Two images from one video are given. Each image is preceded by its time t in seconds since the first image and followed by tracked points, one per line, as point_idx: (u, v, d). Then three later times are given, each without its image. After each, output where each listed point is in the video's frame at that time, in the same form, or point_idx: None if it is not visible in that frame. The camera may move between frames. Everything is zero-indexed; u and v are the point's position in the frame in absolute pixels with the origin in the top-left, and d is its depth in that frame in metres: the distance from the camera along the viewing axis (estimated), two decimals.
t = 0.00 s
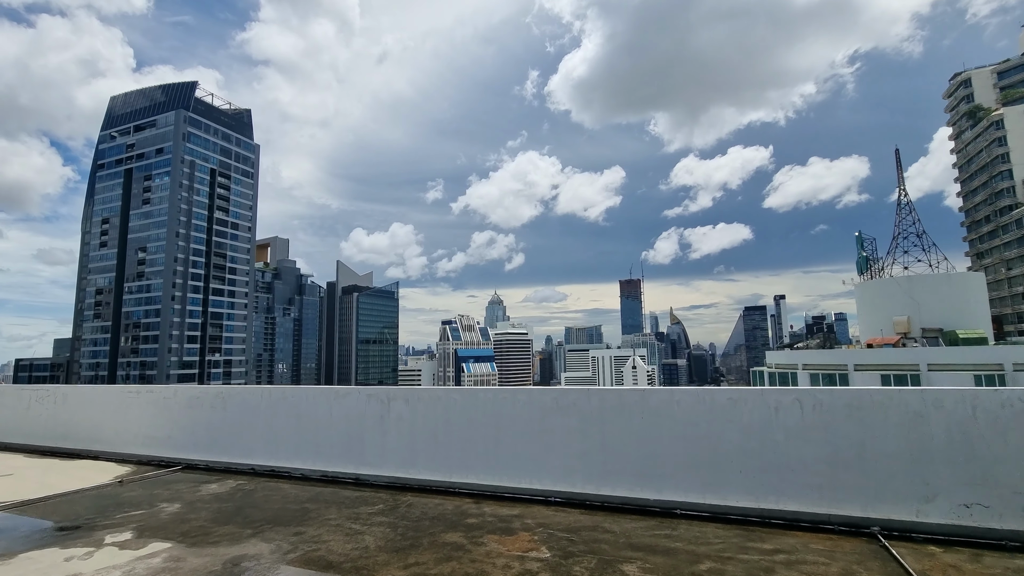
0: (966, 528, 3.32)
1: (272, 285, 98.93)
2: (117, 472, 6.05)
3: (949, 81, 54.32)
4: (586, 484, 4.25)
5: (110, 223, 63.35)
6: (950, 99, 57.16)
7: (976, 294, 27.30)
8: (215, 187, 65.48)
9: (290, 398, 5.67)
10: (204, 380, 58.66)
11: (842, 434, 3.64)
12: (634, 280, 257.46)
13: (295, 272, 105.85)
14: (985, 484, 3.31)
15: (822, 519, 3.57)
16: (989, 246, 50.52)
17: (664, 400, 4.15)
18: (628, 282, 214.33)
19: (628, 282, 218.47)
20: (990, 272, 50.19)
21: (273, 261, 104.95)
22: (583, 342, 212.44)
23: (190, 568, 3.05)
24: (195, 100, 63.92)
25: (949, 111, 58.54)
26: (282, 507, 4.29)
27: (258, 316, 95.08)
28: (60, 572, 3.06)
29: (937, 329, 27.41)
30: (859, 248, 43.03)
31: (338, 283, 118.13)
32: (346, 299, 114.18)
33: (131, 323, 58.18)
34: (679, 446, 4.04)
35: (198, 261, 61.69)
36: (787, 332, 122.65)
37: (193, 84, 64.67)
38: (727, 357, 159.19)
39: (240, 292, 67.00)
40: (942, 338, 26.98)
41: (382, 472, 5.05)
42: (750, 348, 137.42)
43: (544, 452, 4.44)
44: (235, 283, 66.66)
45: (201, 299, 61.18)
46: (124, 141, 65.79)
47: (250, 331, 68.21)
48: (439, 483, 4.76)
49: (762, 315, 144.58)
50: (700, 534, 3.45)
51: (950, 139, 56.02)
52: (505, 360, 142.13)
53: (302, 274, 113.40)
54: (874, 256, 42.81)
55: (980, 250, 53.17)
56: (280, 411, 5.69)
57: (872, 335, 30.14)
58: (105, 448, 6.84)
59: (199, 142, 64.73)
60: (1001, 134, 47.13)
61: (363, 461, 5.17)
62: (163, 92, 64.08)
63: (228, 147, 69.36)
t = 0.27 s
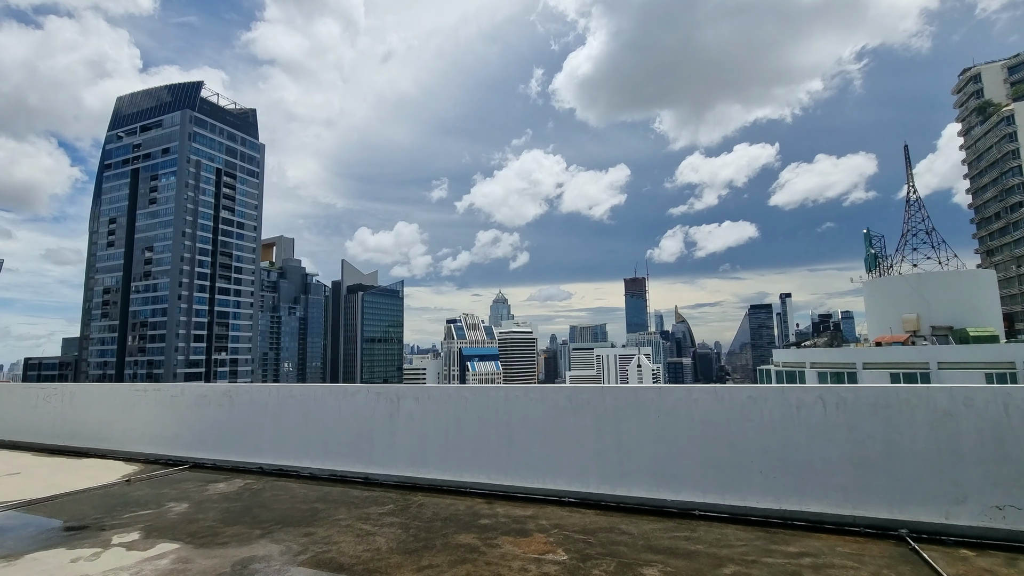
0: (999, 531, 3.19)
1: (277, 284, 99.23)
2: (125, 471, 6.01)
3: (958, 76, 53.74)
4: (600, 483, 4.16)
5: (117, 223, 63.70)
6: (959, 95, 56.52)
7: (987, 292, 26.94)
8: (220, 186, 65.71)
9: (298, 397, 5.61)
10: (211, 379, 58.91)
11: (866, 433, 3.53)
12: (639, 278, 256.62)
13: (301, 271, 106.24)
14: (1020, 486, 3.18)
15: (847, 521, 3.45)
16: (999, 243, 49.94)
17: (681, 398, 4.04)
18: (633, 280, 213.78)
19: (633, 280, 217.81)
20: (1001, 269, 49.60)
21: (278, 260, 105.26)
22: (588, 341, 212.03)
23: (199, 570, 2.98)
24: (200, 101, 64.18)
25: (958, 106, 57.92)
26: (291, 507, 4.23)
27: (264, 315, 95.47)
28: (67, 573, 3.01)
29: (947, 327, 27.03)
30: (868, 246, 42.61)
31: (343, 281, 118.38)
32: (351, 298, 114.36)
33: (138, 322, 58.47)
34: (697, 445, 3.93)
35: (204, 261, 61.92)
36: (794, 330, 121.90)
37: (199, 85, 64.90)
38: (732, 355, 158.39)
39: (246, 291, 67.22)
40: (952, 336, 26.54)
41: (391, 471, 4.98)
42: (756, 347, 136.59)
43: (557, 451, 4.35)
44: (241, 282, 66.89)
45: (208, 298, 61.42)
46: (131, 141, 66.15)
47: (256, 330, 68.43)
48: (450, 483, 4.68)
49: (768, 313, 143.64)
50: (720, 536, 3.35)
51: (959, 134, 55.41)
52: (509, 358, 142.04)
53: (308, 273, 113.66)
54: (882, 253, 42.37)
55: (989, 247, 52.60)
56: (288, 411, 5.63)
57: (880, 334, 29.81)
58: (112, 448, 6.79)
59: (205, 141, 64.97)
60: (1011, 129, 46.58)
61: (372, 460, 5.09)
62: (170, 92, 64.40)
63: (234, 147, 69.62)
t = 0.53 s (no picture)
0: None
1: (281, 282, 99.40)
2: (129, 469, 5.95)
3: (965, 71, 53.24)
4: (612, 482, 4.05)
5: (121, 222, 63.85)
6: (965, 90, 56.01)
7: (995, 289, 26.63)
8: (224, 185, 65.77)
9: (301, 394, 5.51)
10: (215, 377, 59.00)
11: (889, 430, 3.39)
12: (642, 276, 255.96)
13: (304, 269, 106.36)
14: None
15: (870, 522, 3.34)
16: (1006, 239, 49.53)
17: (695, 395, 3.92)
18: (636, 278, 213.35)
19: (635, 278, 217.13)
20: (1008, 266, 49.18)
21: (282, 259, 105.41)
22: (591, 339, 211.72)
23: (200, 571, 2.89)
24: (203, 100, 64.25)
25: (964, 102, 57.40)
26: (294, 507, 4.14)
27: (268, 314, 95.67)
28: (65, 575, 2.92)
29: (954, 325, 26.88)
30: (874, 243, 42.30)
31: (347, 280, 118.50)
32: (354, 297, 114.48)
33: (143, 321, 58.64)
34: (711, 444, 3.82)
35: (208, 260, 61.99)
36: (798, 327, 121.38)
37: (202, 83, 64.95)
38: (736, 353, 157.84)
39: (249, 289, 67.29)
40: (959, 333, 26.61)
41: (397, 470, 4.88)
42: (760, 345, 136.07)
43: (565, 450, 4.25)
44: (245, 281, 66.98)
45: (211, 297, 61.47)
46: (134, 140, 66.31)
47: (259, 328, 68.53)
48: (457, 482, 4.58)
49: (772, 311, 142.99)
50: (738, 537, 3.24)
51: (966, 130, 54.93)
52: (513, 357, 141.99)
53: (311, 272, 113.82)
54: (889, 250, 42.04)
55: (996, 244, 52.16)
56: (293, 409, 5.53)
57: (887, 331, 29.54)
58: (115, 445, 6.73)
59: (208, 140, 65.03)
60: (1019, 125, 46.13)
61: (378, 459, 5.00)
62: (174, 91, 64.52)
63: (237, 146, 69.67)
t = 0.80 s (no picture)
0: None
1: (282, 282, 99.37)
2: (126, 471, 5.82)
3: (969, 68, 52.86)
4: (622, 488, 3.91)
5: (123, 222, 63.83)
6: (970, 88, 55.62)
7: (1001, 287, 26.38)
8: (225, 185, 65.72)
9: (301, 396, 5.38)
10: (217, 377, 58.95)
11: (913, 434, 3.24)
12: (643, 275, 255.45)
13: (305, 269, 106.30)
14: None
15: (895, 530, 3.18)
16: (1011, 238, 49.16)
17: (709, 397, 3.78)
18: (638, 278, 212.95)
19: (636, 277, 216.75)
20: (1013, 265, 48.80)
21: (283, 259, 105.38)
22: (592, 338, 211.40)
23: None
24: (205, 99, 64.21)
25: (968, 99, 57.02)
26: (294, 513, 4.00)
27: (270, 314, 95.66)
28: None
29: (960, 323, 26.57)
30: (878, 241, 42.02)
31: (348, 279, 118.50)
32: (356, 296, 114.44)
33: (146, 320, 58.66)
34: (725, 449, 3.67)
35: (210, 259, 61.94)
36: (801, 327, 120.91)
37: (204, 83, 64.90)
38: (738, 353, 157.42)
39: (251, 289, 67.26)
40: (964, 332, 26.22)
41: (400, 474, 4.74)
42: (762, 344, 135.63)
43: (573, 455, 4.12)
44: (246, 281, 66.94)
45: (214, 296, 61.45)
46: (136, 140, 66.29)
47: (261, 328, 68.49)
48: (462, 486, 4.44)
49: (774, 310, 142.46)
50: (758, 546, 3.09)
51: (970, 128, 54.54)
52: (514, 356, 141.83)
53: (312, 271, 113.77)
54: (893, 249, 41.74)
55: (1001, 243, 51.79)
56: (293, 411, 5.40)
57: (891, 330, 29.26)
58: (112, 448, 6.60)
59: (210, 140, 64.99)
60: None
61: (380, 462, 4.86)
62: (176, 91, 64.51)
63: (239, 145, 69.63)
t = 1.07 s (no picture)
0: None
1: (284, 281, 99.40)
2: (125, 473, 5.71)
3: (974, 67, 52.54)
4: (635, 495, 3.77)
5: (125, 221, 63.84)
6: (975, 87, 55.28)
7: (1007, 287, 26.14)
8: (228, 184, 65.70)
9: (303, 396, 5.27)
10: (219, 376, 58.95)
11: (943, 439, 3.09)
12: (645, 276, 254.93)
13: (307, 268, 106.26)
14: None
15: (923, 541, 3.04)
16: (1016, 238, 48.88)
17: (728, 400, 3.64)
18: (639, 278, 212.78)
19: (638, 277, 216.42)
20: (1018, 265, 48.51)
21: (285, 258, 105.33)
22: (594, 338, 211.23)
23: None
24: (207, 98, 64.17)
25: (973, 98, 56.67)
26: (296, 517, 3.86)
27: (272, 313, 95.69)
28: None
29: (965, 324, 26.39)
30: (882, 241, 41.79)
31: (350, 279, 118.50)
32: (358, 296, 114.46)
33: (148, 319, 58.69)
34: (743, 455, 3.53)
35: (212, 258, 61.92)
36: (802, 326, 120.58)
37: (206, 82, 64.84)
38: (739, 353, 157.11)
39: (253, 288, 67.26)
40: (970, 332, 26.01)
41: (404, 477, 4.62)
42: (763, 344, 135.16)
43: (584, 458, 3.99)
44: (249, 280, 66.92)
45: (216, 295, 61.42)
46: (139, 139, 66.32)
47: (264, 327, 68.51)
48: (468, 491, 4.32)
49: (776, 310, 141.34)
50: (783, 558, 2.94)
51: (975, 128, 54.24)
52: (516, 356, 141.73)
53: (314, 270, 113.78)
54: (898, 249, 41.50)
55: (1006, 243, 51.50)
56: (294, 412, 5.28)
57: (895, 330, 29.07)
58: (112, 449, 6.49)
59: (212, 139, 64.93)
60: None
61: (384, 465, 4.74)
62: (179, 90, 64.51)
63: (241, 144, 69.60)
